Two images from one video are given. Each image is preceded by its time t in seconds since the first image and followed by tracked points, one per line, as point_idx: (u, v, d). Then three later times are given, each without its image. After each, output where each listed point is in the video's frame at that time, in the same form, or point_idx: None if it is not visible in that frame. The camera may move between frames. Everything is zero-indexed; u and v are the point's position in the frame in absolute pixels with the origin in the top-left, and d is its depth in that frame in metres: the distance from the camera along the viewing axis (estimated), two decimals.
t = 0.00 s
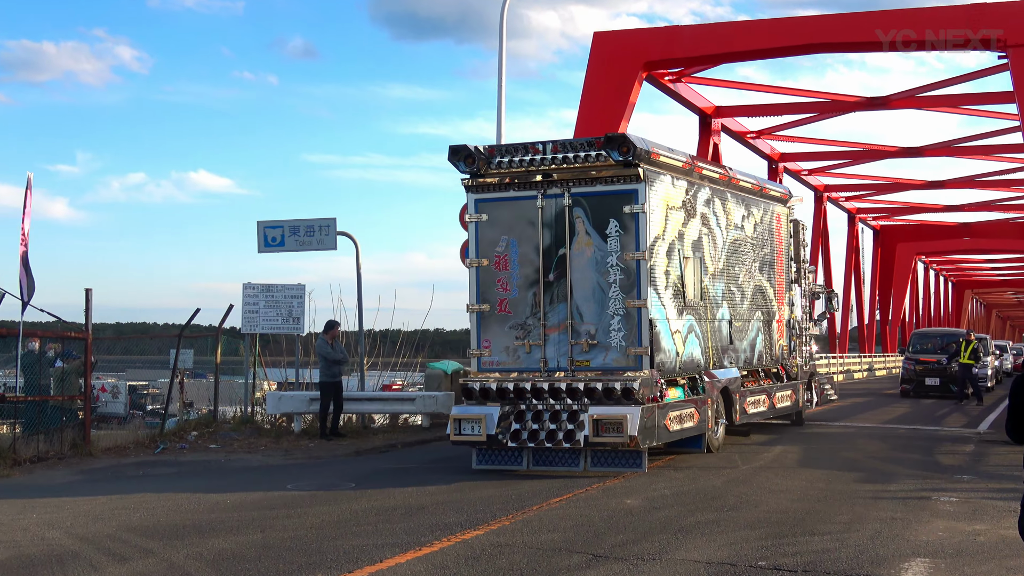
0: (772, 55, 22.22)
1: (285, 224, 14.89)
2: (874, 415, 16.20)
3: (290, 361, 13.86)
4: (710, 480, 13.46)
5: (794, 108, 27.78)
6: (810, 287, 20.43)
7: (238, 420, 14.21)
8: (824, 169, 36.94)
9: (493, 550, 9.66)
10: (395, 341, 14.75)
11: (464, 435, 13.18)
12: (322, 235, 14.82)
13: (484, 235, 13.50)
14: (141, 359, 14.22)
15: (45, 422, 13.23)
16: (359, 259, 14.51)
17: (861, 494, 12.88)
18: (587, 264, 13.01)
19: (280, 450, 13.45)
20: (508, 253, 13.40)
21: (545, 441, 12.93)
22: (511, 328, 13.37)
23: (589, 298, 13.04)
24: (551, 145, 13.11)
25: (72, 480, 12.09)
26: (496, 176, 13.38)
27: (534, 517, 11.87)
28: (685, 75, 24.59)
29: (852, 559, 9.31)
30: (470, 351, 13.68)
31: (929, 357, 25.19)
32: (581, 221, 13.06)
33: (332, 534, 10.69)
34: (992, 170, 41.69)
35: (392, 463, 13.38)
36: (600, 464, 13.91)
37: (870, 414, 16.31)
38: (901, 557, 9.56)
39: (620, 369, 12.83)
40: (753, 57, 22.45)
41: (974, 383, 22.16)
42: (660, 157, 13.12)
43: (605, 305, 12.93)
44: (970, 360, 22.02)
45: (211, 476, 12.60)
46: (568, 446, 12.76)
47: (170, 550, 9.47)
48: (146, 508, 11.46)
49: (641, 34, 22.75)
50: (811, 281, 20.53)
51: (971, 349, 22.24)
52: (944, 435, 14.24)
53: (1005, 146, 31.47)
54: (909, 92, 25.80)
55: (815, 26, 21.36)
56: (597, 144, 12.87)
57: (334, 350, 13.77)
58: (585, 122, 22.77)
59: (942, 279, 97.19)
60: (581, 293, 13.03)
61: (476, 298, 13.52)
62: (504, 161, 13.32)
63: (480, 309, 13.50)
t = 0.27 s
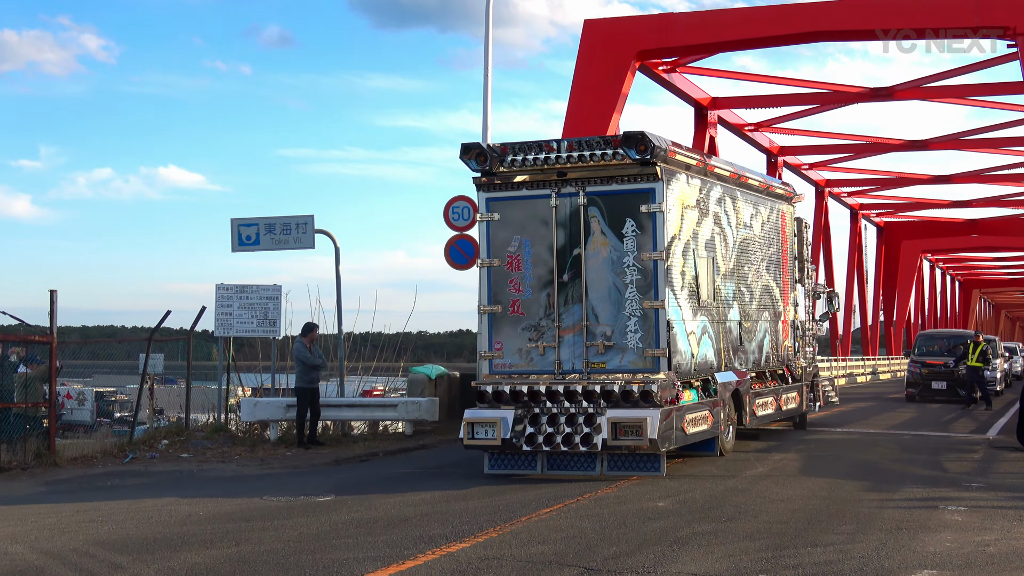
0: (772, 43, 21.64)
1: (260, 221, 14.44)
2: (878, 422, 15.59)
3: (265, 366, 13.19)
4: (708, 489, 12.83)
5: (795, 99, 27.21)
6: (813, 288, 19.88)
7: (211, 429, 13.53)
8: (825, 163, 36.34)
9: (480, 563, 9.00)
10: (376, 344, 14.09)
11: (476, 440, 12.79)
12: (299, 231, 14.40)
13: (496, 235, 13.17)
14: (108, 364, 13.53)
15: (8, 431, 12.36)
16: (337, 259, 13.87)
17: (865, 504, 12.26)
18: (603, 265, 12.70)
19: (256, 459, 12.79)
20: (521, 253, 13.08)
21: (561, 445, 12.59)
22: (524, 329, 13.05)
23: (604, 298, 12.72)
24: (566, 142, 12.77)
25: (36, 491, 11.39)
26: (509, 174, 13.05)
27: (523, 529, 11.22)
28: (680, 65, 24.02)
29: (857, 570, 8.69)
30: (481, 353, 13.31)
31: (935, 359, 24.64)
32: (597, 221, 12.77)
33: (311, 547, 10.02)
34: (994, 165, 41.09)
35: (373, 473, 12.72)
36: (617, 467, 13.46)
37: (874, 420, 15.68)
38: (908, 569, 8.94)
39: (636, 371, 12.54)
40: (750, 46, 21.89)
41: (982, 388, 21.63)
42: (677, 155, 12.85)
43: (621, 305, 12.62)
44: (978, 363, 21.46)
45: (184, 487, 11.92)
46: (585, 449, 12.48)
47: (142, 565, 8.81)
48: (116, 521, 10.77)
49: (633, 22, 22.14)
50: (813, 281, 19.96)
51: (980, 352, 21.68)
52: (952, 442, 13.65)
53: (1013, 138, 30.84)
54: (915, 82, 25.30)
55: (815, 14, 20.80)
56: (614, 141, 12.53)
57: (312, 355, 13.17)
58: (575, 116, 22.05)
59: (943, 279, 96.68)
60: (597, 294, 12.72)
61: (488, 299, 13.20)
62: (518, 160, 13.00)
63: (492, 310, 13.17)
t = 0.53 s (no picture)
0: (766, 37, 21.12)
1: (228, 223, 14.11)
2: (876, 434, 15.01)
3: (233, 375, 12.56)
4: (699, 504, 12.21)
5: (790, 94, 26.68)
6: (809, 295, 19.35)
7: (176, 442, 12.88)
8: (820, 162, 35.80)
9: None
10: (350, 352, 13.57)
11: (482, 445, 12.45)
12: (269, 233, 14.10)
13: (501, 237, 12.91)
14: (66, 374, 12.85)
15: None
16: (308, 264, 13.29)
17: (863, 518, 11.64)
18: (612, 267, 12.45)
19: (223, 474, 12.14)
20: (527, 255, 12.82)
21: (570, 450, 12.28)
22: (531, 333, 12.78)
23: (613, 302, 12.47)
24: (574, 142, 12.49)
25: None
26: (516, 176, 12.81)
27: (505, 546, 10.52)
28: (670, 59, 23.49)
29: None
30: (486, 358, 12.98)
31: (936, 367, 24.06)
32: (605, 222, 12.51)
33: (280, 564, 9.32)
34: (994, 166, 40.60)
35: (347, 486, 12.07)
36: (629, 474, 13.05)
37: (871, 432, 15.09)
38: None
39: (646, 375, 12.29)
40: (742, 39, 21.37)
41: (985, 396, 21.09)
42: (687, 156, 12.60)
43: (631, 309, 12.38)
44: (981, 371, 20.94)
45: (146, 504, 11.23)
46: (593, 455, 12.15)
47: None
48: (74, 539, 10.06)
49: (621, 13, 21.57)
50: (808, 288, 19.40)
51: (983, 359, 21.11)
52: (953, 454, 13.08)
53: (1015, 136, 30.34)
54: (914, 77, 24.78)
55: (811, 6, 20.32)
56: (625, 141, 12.29)
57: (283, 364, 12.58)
58: (559, 113, 21.32)
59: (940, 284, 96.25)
60: (606, 297, 12.47)
61: (493, 302, 12.90)
62: (524, 160, 12.76)
63: (497, 314, 12.88)
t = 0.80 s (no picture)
0: (759, 28, 20.67)
1: (196, 222, 13.80)
2: (872, 443, 14.51)
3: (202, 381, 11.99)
4: (689, 516, 11.66)
5: (785, 87, 26.25)
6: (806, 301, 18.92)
7: (143, 451, 12.31)
8: (815, 158, 35.34)
9: None
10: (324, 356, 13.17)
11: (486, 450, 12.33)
12: (239, 233, 13.81)
13: (504, 239, 12.90)
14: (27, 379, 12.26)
15: None
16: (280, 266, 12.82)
17: (860, 530, 11.11)
18: (618, 270, 12.47)
19: (191, 484, 11.57)
20: (531, 257, 12.81)
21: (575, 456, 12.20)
22: (535, 337, 12.79)
23: (619, 305, 12.50)
24: (580, 144, 12.51)
25: None
26: (520, 177, 12.80)
27: (487, 560, 9.85)
28: (659, 50, 23.02)
29: None
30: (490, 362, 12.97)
31: (936, 373, 23.58)
32: (611, 225, 12.55)
33: None
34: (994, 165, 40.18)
35: (320, 498, 11.50)
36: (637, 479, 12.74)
37: (866, 443, 14.45)
38: None
39: (653, 379, 12.34)
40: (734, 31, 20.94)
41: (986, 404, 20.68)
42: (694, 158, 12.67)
43: (637, 312, 12.42)
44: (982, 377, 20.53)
45: (108, 517, 10.64)
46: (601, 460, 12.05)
47: None
48: (33, 553, 9.44)
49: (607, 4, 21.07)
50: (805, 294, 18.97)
51: (984, 365, 20.75)
52: (952, 463, 12.60)
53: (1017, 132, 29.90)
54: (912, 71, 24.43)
55: None
56: (631, 143, 12.33)
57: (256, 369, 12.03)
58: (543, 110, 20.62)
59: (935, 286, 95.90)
60: (612, 300, 12.49)
61: (497, 305, 12.90)
62: (529, 161, 12.77)
63: (501, 317, 12.87)
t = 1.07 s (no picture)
0: (759, 17, 20.18)
1: (169, 220, 13.35)
2: (875, 452, 13.99)
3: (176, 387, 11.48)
4: (684, 527, 11.12)
5: (785, 79, 25.78)
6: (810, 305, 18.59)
7: (113, 460, 11.79)
8: (817, 153, 34.80)
9: None
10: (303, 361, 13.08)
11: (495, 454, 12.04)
12: (213, 231, 13.34)
13: (513, 239, 12.57)
14: None
15: None
16: (256, 268, 12.35)
17: (863, 541, 10.58)
18: (630, 271, 12.16)
19: (163, 494, 11.04)
20: (540, 257, 12.48)
21: (586, 459, 11.95)
22: (544, 338, 12.44)
23: (631, 306, 12.18)
24: (591, 142, 12.16)
25: None
26: (529, 175, 12.46)
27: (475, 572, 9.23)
28: (653, 41, 22.55)
29: None
30: (497, 364, 12.63)
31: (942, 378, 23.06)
32: (623, 224, 12.22)
33: None
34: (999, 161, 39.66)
35: (300, 509, 10.99)
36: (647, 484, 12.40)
37: (866, 451, 14.08)
38: None
39: (665, 381, 11.98)
40: (730, 21, 20.47)
41: (992, 410, 20.36)
42: (706, 157, 12.33)
43: (649, 313, 12.08)
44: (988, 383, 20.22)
45: (76, 529, 10.09)
46: (613, 463, 11.83)
47: None
48: None
49: None
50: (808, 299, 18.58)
51: (992, 369, 20.38)
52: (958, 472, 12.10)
53: None
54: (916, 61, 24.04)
55: None
56: (644, 141, 11.99)
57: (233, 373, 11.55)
58: (531, 110, 20.20)
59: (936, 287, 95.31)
60: (623, 301, 12.17)
61: (505, 306, 12.56)
62: (540, 159, 12.38)
63: (509, 318, 12.52)
